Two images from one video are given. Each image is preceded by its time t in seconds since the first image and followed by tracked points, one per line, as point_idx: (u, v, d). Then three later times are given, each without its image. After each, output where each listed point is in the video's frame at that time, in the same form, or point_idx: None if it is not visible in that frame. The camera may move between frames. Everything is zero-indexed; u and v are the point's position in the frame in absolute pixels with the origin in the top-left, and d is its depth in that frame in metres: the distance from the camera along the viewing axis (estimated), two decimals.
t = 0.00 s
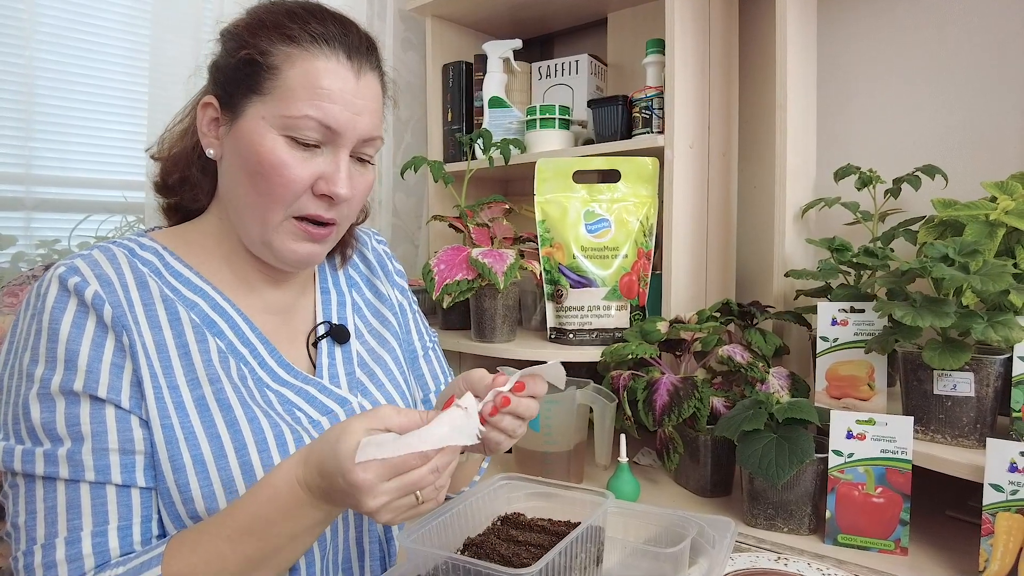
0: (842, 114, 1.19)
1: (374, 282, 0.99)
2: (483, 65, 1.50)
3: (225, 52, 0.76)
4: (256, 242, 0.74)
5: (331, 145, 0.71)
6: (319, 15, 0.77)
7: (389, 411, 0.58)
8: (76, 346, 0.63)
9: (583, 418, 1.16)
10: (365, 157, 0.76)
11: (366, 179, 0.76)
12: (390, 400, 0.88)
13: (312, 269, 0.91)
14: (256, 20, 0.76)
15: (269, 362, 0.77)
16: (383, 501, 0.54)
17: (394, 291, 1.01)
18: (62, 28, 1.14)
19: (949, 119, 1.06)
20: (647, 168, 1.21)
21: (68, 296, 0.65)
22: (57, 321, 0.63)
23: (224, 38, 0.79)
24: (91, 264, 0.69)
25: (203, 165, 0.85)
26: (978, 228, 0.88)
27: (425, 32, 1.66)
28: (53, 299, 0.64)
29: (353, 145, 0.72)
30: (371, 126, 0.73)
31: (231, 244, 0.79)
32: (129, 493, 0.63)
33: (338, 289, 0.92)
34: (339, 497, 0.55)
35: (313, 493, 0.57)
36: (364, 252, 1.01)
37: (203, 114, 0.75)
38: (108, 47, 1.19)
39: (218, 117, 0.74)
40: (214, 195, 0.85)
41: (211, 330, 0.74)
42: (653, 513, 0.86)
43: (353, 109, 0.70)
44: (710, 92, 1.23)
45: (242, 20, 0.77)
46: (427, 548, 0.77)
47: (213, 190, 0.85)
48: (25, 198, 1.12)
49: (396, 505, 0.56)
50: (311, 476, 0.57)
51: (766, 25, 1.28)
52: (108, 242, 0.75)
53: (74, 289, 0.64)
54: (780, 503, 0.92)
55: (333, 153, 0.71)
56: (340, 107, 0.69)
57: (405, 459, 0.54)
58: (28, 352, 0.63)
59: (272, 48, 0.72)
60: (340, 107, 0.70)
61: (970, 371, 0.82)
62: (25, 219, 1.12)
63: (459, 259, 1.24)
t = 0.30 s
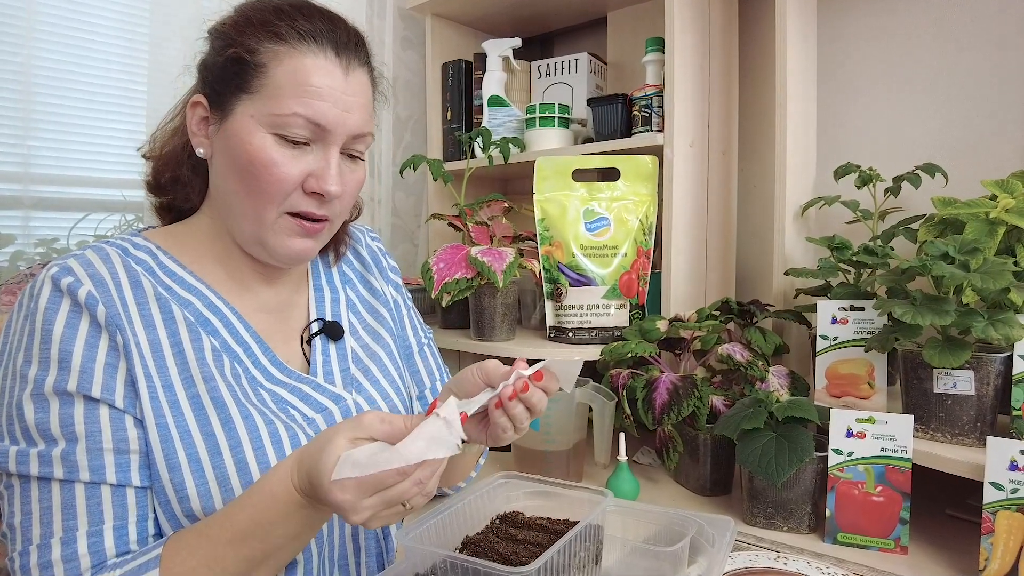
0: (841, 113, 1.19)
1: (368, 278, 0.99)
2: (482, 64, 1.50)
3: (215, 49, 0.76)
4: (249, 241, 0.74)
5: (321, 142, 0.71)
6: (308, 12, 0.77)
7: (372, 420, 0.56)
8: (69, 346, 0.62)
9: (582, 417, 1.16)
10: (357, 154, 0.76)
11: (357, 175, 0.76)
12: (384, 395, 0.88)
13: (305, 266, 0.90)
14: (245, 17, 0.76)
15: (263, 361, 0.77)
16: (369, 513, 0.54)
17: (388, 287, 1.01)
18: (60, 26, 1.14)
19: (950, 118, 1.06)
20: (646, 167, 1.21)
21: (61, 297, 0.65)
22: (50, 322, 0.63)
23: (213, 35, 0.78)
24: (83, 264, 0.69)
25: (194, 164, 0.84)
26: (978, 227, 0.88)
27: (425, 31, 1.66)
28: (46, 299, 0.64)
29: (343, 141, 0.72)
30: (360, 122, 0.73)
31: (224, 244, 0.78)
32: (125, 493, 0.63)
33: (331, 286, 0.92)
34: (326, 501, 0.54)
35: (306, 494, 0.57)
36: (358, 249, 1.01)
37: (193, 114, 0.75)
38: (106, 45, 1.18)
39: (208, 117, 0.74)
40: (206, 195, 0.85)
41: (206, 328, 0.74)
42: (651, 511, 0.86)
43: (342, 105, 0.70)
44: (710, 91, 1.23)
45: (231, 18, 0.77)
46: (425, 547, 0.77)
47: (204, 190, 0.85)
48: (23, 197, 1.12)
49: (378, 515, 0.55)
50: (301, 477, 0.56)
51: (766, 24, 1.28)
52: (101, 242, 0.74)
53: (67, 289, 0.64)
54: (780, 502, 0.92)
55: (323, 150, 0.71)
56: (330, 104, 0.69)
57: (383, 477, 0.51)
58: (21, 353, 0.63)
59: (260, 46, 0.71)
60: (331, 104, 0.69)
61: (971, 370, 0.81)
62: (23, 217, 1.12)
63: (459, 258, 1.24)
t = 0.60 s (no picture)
0: (840, 113, 1.19)
1: (344, 264, 0.99)
2: (482, 64, 1.50)
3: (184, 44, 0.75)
4: (235, 241, 0.74)
5: (305, 135, 0.71)
6: (283, 5, 0.76)
7: (358, 418, 0.55)
8: (52, 356, 0.62)
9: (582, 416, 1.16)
10: (340, 146, 0.77)
11: (341, 168, 0.77)
12: (372, 378, 0.88)
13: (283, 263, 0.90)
14: (217, 12, 0.75)
15: (251, 358, 0.77)
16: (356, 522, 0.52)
17: (365, 269, 1.01)
18: (60, 26, 1.14)
19: (949, 117, 1.06)
20: (645, 166, 1.21)
21: (41, 303, 0.64)
22: (30, 332, 0.62)
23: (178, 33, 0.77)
24: (64, 268, 0.68)
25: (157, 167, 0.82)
26: (978, 226, 0.88)
27: (425, 31, 1.66)
28: (25, 307, 0.63)
29: (327, 133, 0.73)
30: (342, 114, 0.73)
31: (210, 243, 0.78)
32: (111, 502, 0.62)
33: (308, 275, 0.92)
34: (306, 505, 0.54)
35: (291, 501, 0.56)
36: (331, 236, 1.01)
37: (168, 114, 0.74)
38: (107, 45, 1.19)
39: (183, 117, 0.74)
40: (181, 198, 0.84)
41: (196, 324, 0.74)
42: (651, 510, 0.85)
43: (323, 98, 0.71)
44: (710, 91, 1.23)
45: (199, 14, 0.76)
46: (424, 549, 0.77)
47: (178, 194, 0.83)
48: (23, 196, 1.12)
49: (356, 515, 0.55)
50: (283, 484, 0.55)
51: (767, 24, 1.28)
52: (81, 244, 0.74)
53: (47, 295, 0.64)
54: (779, 501, 0.92)
55: (307, 144, 0.72)
56: (311, 98, 0.70)
57: (371, 482, 0.51)
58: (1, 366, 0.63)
59: (235, 41, 0.71)
60: (313, 97, 0.70)
61: (971, 369, 0.81)
62: (23, 217, 1.12)
63: (459, 257, 1.24)
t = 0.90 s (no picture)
0: (841, 114, 1.19)
1: (323, 251, 0.89)
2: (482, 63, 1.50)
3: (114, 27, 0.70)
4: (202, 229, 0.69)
5: (265, 106, 0.68)
6: None
7: (435, 451, 0.48)
8: None
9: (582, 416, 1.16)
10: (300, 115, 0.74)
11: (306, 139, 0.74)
12: (355, 383, 0.79)
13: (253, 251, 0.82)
14: None
15: (218, 364, 0.70)
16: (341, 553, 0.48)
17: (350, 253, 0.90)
18: (60, 25, 1.14)
19: (951, 117, 1.06)
20: (645, 165, 1.21)
21: None
22: None
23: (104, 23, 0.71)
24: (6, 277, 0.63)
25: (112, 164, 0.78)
26: (978, 225, 0.88)
27: (424, 30, 1.65)
28: None
29: (286, 101, 0.70)
30: (299, 80, 0.70)
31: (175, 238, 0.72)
32: (67, 504, 0.56)
33: (282, 267, 0.84)
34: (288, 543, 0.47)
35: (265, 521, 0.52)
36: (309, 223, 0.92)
37: (110, 106, 0.70)
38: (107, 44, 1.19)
39: (127, 107, 0.69)
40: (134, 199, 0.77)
41: (153, 333, 0.68)
42: (651, 509, 0.86)
43: (276, 63, 0.68)
44: (710, 91, 1.23)
45: None
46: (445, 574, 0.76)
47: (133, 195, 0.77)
48: (23, 195, 1.12)
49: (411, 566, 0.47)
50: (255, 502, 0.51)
51: (767, 24, 1.28)
52: (30, 253, 0.69)
53: None
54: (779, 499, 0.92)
55: (268, 116, 0.69)
56: (262, 62, 0.66)
57: (492, 514, 0.45)
58: None
59: (173, 15, 0.66)
60: (263, 63, 0.66)
61: (970, 368, 0.82)
62: (22, 215, 1.12)
63: (458, 256, 1.24)
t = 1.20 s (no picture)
0: (841, 113, 1.19)
1: (331, 253, 0.90)
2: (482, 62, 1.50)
3: (95, 22, 0.70)
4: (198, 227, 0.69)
5: (251, 95, 0.68)
6: None
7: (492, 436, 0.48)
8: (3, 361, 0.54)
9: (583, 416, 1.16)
10: (290, 103, 0.73)
11: (297, 127, 0.74)
12: (368, 386, 0.80)
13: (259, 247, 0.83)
14: None
15: (229, 367, 0.70)
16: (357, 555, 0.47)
17: (358, 256, 0.92)
18: (60, 24, 1.14)
19: (950, 115, 1.06)
20: (645, 163, 1.21)
21: None
22: None
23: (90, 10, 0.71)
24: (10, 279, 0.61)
25: (113, 165, 0.78)
26: (977, 223, 0.88)
27: (423, 29, 1.65)
28: None
29: (273, 87, 0.69)
30: (284, 63, 0.69)
31: (170, 238, 0.72)
32: (84, 501, 0.52)
33: (291, 267, 0.85)
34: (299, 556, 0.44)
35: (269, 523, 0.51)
36: (316, 224, 0.93)
37: (98, 104, 0.70)
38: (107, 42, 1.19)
39: (114, 104, 0.69)
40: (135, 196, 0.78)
41: (161, 337, 0.67)
42: (651, 507, 0.86)
43: (258, 47, 0.67)
44: (710, 90, 1.23)
45: None
46: None
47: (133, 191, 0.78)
48: (23, 194, 1.11)
49: (481, 558, 0.45)
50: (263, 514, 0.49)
51: (767, 23, 1.28)
52: (30, 253, 0.68)
53: None
54: (778, 498, 0.92)
55: (256, 106, 0.68)
56: (246, 48, 0.66)
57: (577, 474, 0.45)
58: None
59: (148, 5, 0.66)
60: (246, 49, 0.66)
61: (970, 366, 0.81)
62: (23, 213, 1.12)
63: (457, 254, 1.24)
